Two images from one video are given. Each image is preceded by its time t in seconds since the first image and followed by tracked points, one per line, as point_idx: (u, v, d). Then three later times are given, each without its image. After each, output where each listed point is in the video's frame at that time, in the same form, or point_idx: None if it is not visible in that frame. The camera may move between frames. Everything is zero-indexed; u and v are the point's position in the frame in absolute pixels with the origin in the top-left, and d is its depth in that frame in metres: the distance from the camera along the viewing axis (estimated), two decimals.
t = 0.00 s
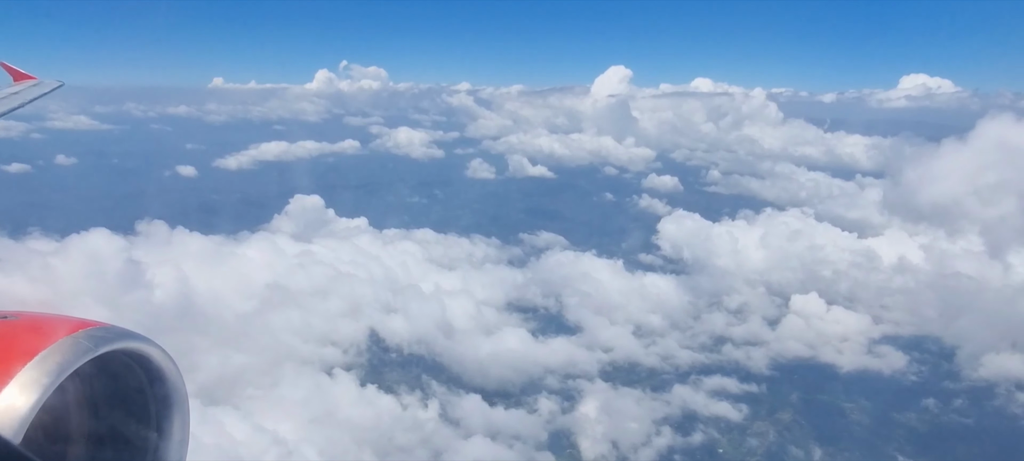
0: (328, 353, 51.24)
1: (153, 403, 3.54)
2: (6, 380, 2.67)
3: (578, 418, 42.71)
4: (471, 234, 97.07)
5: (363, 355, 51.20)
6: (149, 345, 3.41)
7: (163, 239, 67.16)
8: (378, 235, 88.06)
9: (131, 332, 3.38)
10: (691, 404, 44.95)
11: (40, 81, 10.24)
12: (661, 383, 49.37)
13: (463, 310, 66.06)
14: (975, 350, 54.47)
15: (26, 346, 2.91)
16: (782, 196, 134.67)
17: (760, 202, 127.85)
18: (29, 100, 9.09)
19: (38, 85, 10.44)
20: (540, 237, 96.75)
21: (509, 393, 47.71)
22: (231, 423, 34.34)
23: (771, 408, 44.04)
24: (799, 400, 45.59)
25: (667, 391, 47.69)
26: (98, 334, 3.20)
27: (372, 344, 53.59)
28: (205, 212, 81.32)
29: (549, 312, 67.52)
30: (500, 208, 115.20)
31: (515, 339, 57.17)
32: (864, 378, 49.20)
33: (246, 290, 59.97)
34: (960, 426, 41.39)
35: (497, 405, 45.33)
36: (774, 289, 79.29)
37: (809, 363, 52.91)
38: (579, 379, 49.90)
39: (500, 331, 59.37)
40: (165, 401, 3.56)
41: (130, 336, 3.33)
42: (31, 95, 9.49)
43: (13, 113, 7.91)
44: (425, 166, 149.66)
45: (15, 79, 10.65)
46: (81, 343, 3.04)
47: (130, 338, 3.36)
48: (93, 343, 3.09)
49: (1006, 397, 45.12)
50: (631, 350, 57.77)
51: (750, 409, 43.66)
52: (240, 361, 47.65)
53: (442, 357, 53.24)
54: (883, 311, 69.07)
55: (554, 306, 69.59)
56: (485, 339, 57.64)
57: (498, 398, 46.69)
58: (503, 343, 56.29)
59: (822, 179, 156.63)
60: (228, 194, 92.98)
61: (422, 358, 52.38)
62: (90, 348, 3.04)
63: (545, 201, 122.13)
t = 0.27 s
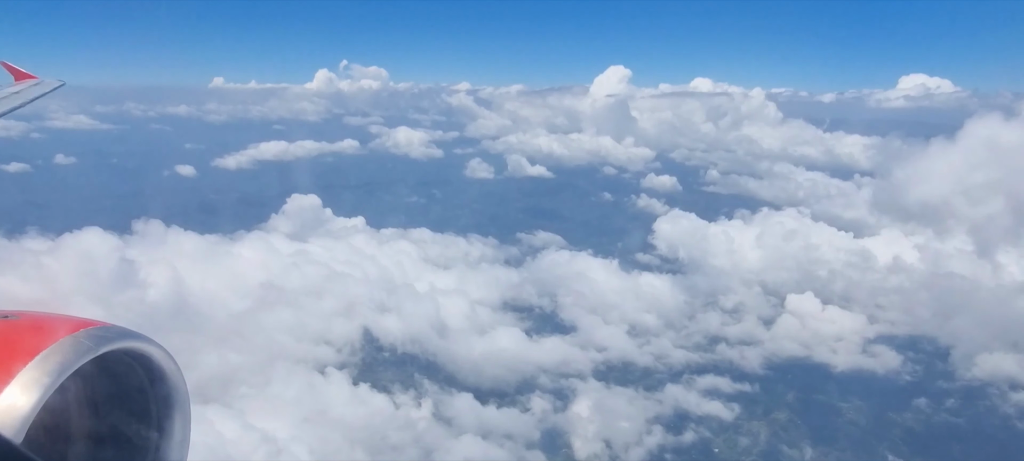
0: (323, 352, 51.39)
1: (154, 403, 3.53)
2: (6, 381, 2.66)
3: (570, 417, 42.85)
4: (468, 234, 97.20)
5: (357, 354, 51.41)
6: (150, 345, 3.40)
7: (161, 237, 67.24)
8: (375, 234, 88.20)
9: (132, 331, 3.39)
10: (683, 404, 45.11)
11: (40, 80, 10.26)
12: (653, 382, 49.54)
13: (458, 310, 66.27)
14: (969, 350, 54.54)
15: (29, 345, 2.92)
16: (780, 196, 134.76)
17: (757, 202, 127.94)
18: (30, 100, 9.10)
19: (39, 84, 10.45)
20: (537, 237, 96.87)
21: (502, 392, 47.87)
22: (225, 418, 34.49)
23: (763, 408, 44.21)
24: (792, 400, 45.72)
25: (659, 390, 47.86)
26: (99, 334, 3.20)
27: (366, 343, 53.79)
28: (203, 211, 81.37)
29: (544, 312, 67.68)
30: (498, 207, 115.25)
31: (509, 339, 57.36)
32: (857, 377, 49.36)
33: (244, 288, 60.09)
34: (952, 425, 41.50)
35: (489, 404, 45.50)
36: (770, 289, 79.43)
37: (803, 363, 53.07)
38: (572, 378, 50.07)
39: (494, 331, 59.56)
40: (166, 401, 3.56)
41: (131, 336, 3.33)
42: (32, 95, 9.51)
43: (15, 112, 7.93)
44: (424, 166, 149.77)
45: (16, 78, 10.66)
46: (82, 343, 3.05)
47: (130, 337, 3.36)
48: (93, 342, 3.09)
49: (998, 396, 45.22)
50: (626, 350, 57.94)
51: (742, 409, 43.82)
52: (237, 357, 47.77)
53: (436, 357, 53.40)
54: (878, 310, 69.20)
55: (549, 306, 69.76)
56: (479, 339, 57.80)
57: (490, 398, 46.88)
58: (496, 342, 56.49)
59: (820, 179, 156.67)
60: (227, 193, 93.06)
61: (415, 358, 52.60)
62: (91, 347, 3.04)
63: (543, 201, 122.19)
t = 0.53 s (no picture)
0: (317, 350, 51.54)
1: (155, 401, 3.64)
2: (9, 379, 2.75)
3: (562, 415, 43.02)
4: (466, 233, 97.29)
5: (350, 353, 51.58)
6: (151, 345, 3.52)
7: (159, 235, 67.32)
8: (372, 234, 88.30)
9: (133, 332, 3.49)
10: (675, 402, 45.26)
11: (42, 80, 10.30)
12: (646, 381, 49.68)
13: (452, 309, 66.53)
14: (963, 348, 54.65)
15: (30, 342, 3.01)
16: (778, 195, 134.76)
17: (755, 201, 127.93)
18: (32, 100, 9.14)
19: (40, 84, 10.49)
20: (534, 236, 96.95)
21: (495, 390, 48.08)
22: (218, 415, 34.65)
23: (755, 406, 44.39)
24: (783, 398, 45.88)
25: (651, 388, 48.03)
26: (100, 333, 3.31)
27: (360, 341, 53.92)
28: (201, 210, 81.41)
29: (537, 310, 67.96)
30: (497, 206, 115.34)
31: (502, 337, 57.53)
32: (849, 375, 49.49)
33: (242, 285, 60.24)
34: (942, 423, 41.68)
35: (481, 403, 45.64)
36: (765, 288, 79.56)
37: (796, 362, 53.22)
38: (564, 377, 50.24)
39: (487, 330, 59.75)
40: (167, 400, 3.66)
41: (132, 335, 3.43)
42: (34, 95, 9.55)
43: (18, 111, 7.97)
44: (422, 165, 149.82)
45: (18, 78, 10.70)
46: (83, 342, 3.14)
47: (132, 337, 3.47)
48: (94, 342, 3.18)
49: (989, 395, 45.47)
50: (619, 349, 58.13)
51: (734, 407, 44.00)
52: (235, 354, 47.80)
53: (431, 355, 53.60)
54: (873, 309, 69.31)
55: (543, 304, 70.00)
56: (472, 337, 58.01)
57: (482, 396, 47.01)
58: (490, 341, 56.65)
59: (819, 179, 156.55)
60: (225, 193, 93.11)
61: (408, 356, 52.73)
62: (92, 347, 3.13)
63: (541, 200, 122.29)
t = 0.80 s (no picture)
0: (312, 349, 51.72)
1: (155, 401, 3.84)
2: (9, 378, 2.92)
3: (555, 415, 43.24)
4: (463, 232, 97.40)
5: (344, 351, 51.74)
6: (151, 344, 3.72)
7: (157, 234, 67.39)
8: (368, 234, 88.43)
9: (132, 331, 3.68)
10: (667, 401, 45.46)
11: (42, 79, 10.31)
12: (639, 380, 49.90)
13: (446, 309, 66.90)
14: (957, 348, 54.76)
15: (31, 342, 3.18)
16: (775, 195, 134.75)
17: (753, 201, 127.93)
18: (32, 99, 9.15)
19: (40, 84, 10.50)
20: (532, 235, 97.00)
21: (488, 389, 48.34)
22: (211, 412, 34.95)
23: (747, 405, 44.57)
24: (776, 397, 46.04)
25: (643, 388, 48.24)
26: (100, 332, 3.49)
27: (354, 340, 54.07)
28: (200, 209, 81.43)
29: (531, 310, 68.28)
30: (495, 206, 115.52)
31: (496, 337, 57.76)
32: (842, 374, 49.66)
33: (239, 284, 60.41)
34: (934, 421, 41.84)
35: (473, 402, 45.74)
36: (761, 288, 79.72)
37: (790, 361, 53.39)
38: (557, 376, 50.45)
39: (481, 329, 60.00)
40: (167, 399, 3.85)
41: (131, 334, 3.62)
42: (34, 94, 9.55)
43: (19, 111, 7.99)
44: (421, 165, 149.82)
45: (18, 77, 10.70)
46: (83, 341, 3.32)
47: (132, 336, 3.66)
48: (94, 340, 3.37)
49: (980, 394, 45.64)
50: (613, 349, 58.36)
51: (726, 406, 44.22)
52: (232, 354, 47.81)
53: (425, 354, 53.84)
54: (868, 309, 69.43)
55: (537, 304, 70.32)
56: (465, 337, 58.30)
57: (474, 395, 47.11)
58: (483, 340, 56.88)
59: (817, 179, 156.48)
60: (223, 192, 93.14)
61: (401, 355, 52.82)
62: (92, 346, 3.31)
63: (539, 199, 122.52)
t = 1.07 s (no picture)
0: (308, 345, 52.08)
1: (155, 400, 3.84)
2: (9, 377, 2.96)
3: (546, 414, 43.51)
4: (459, 232, 97.54)
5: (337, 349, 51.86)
6: (152, 343, 3.73)
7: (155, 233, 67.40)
8: (364, 233, 88.58)
9: (133, 330, 3.69)
10: (659, 400, 45.70)
11: (42, 77, 10.35)
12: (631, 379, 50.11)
13: (440, 308, 67.14)
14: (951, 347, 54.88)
15: (30, 343, 3.21)
16: (773, 195, 134.76)
17: (750, 200, 127.98)
18: (30, 97, 9.17)
19: (40, 82, 10.55)
20: (529, 235, 96.99)
21: (480, 387, 48.46)
22: (204, 409, 35.10)
23: (739, 404, 44.81)
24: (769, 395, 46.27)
25: (636, 387, 48.47)
26: (101, 331, 3.51)
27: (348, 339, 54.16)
28: (198, 208, 81.38)
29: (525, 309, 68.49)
30: (493, 206, 115.68)
31: (488, 335, 58.05)
32: (835, 374, 49.87)
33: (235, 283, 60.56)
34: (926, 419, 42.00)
35: (465, 400, 45.68)
36: (756, 287, 79.90)
37: (784, 361, 53.62)
38: (550, 375, 50.62)
39: (473, 328, 60.28)
40: (167, 398, 3.88)
41: (132, 333, 3.63)
42: (33, 92, 9.58)
43: (15, 110, 8.01)
44: (419, 165, 149.88)
45: (17, 76, 10.74)
46: (83, 340, 3.34)
47: (132, 334, 3.68)
48: (95, 340, 3.40)
49: (973, 392, 45.71)
50: (606, 347, 58.62)
51: (719, 404, 44.39)
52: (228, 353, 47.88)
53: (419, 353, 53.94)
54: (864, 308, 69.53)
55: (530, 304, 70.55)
56: (459, 336, 58.46)
57: (466, 394, 47.08)
58: (475, 339, 57.12)
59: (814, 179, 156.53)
60: (222, 192, 93.12)
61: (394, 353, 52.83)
62: (93, 345, 3.34)
63: (536, 199, 122.69)
